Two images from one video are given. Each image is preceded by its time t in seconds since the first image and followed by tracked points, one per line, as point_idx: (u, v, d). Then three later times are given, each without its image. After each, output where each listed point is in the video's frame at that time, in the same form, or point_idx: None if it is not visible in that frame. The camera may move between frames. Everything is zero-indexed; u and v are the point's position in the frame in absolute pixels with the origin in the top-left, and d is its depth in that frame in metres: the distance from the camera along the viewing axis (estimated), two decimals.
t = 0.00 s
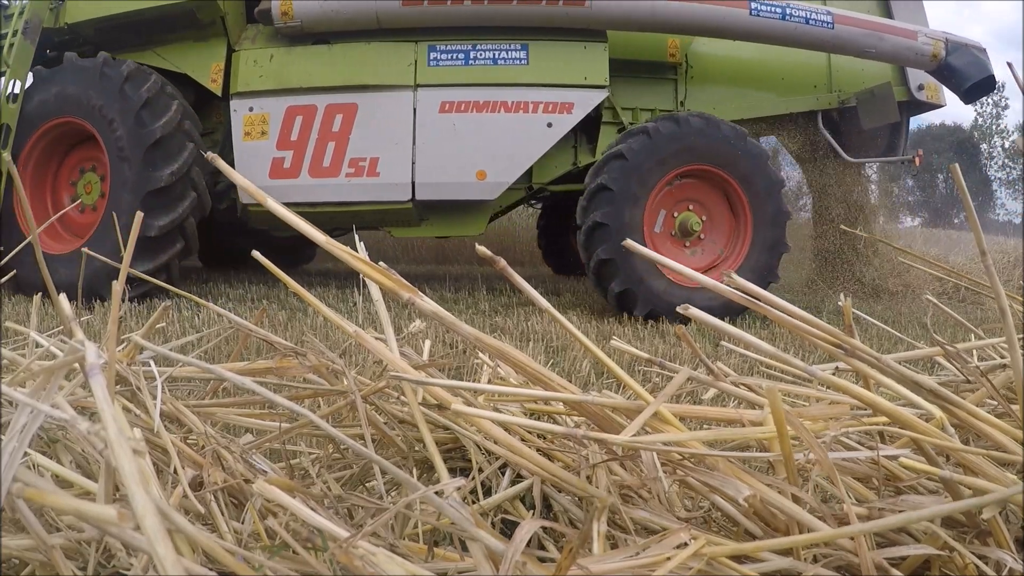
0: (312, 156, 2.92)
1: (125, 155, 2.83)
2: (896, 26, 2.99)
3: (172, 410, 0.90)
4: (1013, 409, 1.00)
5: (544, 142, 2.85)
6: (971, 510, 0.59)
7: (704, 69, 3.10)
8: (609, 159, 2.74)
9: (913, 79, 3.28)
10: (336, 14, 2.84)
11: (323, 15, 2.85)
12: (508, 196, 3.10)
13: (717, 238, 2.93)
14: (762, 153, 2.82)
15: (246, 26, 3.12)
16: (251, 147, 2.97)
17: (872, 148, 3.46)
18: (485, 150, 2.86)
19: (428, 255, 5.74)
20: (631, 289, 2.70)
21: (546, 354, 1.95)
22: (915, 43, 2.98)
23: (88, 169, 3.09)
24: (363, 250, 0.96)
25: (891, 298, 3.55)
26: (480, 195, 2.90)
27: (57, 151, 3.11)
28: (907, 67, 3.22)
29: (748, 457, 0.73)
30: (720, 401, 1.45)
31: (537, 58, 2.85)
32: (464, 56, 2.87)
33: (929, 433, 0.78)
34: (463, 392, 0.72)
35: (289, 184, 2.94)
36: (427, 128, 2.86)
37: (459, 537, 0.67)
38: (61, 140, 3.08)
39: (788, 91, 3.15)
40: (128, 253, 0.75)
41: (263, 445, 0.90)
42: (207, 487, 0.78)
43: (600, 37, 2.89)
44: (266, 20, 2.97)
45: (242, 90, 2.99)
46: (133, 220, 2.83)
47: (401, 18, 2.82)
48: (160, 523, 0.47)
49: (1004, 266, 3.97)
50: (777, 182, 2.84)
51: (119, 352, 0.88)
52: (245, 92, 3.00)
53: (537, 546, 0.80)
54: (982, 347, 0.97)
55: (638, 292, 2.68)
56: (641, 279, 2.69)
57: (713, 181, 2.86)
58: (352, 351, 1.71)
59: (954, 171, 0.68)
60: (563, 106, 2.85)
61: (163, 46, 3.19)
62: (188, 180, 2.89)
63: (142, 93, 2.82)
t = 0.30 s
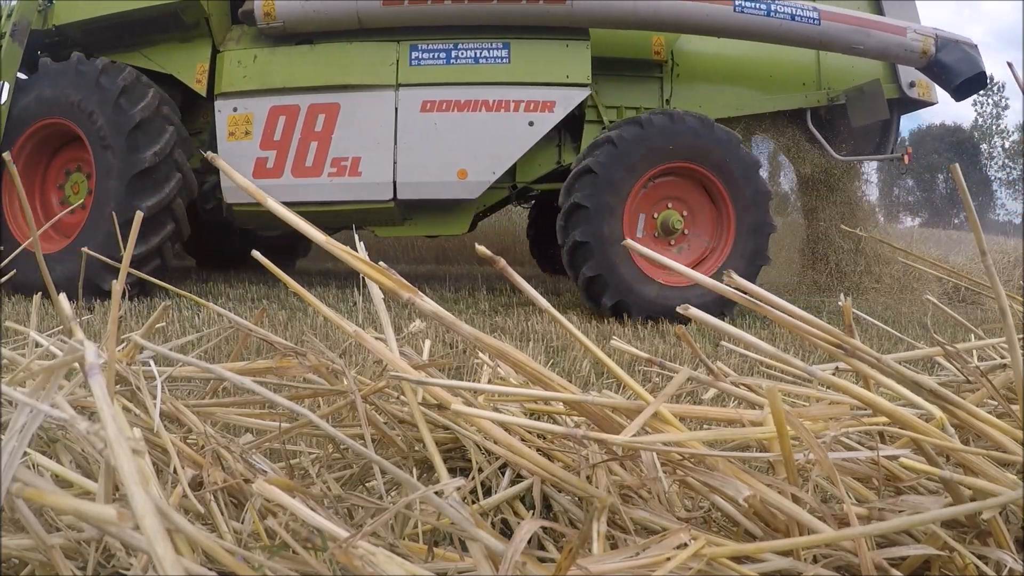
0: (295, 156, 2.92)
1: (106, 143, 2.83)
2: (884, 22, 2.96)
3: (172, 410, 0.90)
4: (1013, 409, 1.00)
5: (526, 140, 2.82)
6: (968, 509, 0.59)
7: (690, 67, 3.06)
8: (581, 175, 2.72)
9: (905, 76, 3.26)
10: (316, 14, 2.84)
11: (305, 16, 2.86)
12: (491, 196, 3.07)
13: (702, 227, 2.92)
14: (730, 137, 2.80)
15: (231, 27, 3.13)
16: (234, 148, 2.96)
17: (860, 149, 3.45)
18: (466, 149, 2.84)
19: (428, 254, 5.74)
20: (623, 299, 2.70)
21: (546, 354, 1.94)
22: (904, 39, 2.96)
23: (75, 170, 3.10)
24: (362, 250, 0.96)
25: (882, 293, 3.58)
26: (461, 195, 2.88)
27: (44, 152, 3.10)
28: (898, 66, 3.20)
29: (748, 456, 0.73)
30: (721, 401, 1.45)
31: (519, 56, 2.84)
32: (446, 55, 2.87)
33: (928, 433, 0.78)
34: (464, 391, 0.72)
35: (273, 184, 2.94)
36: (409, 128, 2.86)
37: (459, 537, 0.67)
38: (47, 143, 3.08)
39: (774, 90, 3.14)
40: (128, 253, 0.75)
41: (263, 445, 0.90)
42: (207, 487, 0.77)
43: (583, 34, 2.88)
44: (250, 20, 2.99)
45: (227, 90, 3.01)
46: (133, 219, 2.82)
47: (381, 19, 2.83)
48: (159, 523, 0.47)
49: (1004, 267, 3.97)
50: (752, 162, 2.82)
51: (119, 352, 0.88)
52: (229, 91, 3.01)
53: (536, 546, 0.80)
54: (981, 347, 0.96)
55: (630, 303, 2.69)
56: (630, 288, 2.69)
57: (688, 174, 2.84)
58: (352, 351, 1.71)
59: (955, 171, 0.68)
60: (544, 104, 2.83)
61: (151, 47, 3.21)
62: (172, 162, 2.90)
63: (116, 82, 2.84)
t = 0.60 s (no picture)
0: (281, 156, 2.92)
1: (91, 134, 2.85)
2: (874, 20, 2.92)
3: (172, 409, 0.90)
4: (1012, 409, 1.00)
5: (510, 139, 2.80)
6: (967, 510, 0.59)
7: (678, 65, 3.04)
8: (557, 191, 2.71)
9: (897, 75, 3.26)
10: (302, 14, 2.86)
11: (290, 17, 2.87)
12: (476, 196, 3.06)
13: (688, 220, 2.90)
14: (701, 126, 2.77)
15: (218, 27, 3.16)
16: (222, 147, 2.99)
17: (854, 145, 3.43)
18: (449, 148, 2.83)
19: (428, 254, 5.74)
20: (618, 308, 2.70)
21: (546, 354, 1.94)
22: (895, 36, 2.93)
23: (65, 171, 3.10)
24: (362, 248, 0.96)
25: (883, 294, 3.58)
26: (445, 194, 2.87)
27: (34, 155, 3.09)
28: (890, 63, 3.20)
29: (747, 456, 0.73)
30: (721, 402, 1.45)
31: (504, 55, 2.83)
32: (431, 55, 2.87)
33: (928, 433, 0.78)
34: (463, 391, 0.71)
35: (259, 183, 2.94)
36: (393, 127, 2.85)
37: (459, 537, 0.67)
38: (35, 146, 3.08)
39: (764, 88, 3.11)
40: (128, 252, 0.74)
41: (263, 444, 0.89)
42: (207, 487, 0.77)
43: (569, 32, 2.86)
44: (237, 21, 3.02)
45: (214, 90, 3.03)
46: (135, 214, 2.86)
47: (365, 18, 2.83)
48: (160, 522, 0.47)
49: (1004, 267, 3.97)
50: (728, 149, 2.79)
51: (118, 351, 0.87)
52: (216, 92, 3.03)
53: (536, 546, 0.80)
54: (981, 347, 0.96)
55: (626, 310, 2.69)
56: (623, 295, 2.69)
57: (665, 172, 2.82)
58: (352, 351, 1.71)
59: (956, 171, 0.68)
60: (529, 104, 2.80)
61: (139, 49, 3.23)
62: (157, 145, 2.92)
63: (95, 73, 2.87)
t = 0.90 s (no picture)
0: (266, 156, 2.93)
1: (74, 126, 2.87)
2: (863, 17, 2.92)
3: (172, 409, 0.90)
4: (1012, 409, 1.00)
5: (493, 138, 2.78)
6: (968, 509, 0.59)
7: (666, 64, 3.03)
8: (536, 208, 2.72)
9: (888, 73, 3.24)
10: (286, 15, 2.87)
11: (275, 17, 2.88)
12: (461, 195, 3.06)
13: (673, 214, 2.88)
14: (669, 118, 2.76)
15: (206, 28, 3.18)
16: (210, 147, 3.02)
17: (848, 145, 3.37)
18: (432, 147, 2.83)
19: (428, 254, 5.74)
20: (615, 314, 2.70)
21: (546, 353, 1.94)
22: (884, 33, 2.91)
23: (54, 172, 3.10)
24: (363, 248, 0.96)
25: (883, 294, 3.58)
26: (428, 193, 2.86)
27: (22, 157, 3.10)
28: (882, 61, 3.17)
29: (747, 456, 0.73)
30: (721, 401, 1.45)
31: (488, 55, 2.82)
32: (415, 55, 2.87)
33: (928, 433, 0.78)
34: (462, 390, 0.71)
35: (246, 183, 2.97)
36: (378, 127, 2.86)
37: (458, 537, 0.67)
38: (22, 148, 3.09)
39: (753, 87, 3.09)
40: (128, 251, 0.74)
41: (263, 444, 0.89)
42: (207, 486, 0.77)
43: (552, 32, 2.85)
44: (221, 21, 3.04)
45: (201, 91, 3.05)
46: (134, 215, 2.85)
47: (349, 18, 2.84)
48: (160, 522, 0.47)
49: (1005, 267, 3.97)
50: (701, 136, 2.78)
51: (118, 350, 0.87)
52: (203, 92, 3.05)
53: (536, 546, 0.80)
54: (981, 347, 0.96)
55: (622, 315, 2.69)
56: (616, 300, 2.69)
57: (641, 171, 2.82)
58: (352, 351, 1.71)
59: (956, 170, 0.68)
60: (513, 103, 2.78)
61: (128, 52, 3.24)
62: (141, 132, 2.94)
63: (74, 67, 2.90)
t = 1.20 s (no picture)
0: (250, 155, 2.93)
1: (55, 118, 2.88)
2: (849, 13, 2.92)
3: (173, 409, 0.89)
4: (1013, 409, 1.00)
5: (474, 137, 2.78)
6: (969, 510, 0.59)
7: (651, 62, 3.03)
8: (514, 227, 2.73)
9: (879, 71, 3.21)
10: (268, 15, 2.88)
11: (258, 18, 2.89)
12: (445, 194, 3.05)
13: (650, 207, 2.87)
14: (630, 113, 2.73)
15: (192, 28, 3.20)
16: (196, 146, 3.03)
17: (833, 146, 3.32)
18: (413, 145, 2.83)
19: (428, 254, 5.74)
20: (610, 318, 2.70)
21: (546, 353, 1.94)
22: (872, 30, 2.90)
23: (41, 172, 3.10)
24: (363, 248, 0.96)
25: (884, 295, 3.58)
26: (407, 191, 2.86)
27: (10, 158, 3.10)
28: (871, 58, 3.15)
29: (747, 456, 0.73)
30: (722, 401, 1.45)
31: (469, 54, 2.82)
32: (396, 54, 2.87)
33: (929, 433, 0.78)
34: (462, 390, 0.71)
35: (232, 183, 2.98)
36: (360, 126, 2.86)
37: (458, 537, 0.66)
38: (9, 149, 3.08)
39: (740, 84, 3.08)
40: (128, 250, 0.74)
41: (263, 443, 0.89)
42: (207, 486, 0.77)
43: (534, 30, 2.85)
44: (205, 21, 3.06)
45: (185, 91, 3.06)
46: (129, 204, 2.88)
47: (331, 18, 2.84)
48: (159, 521, 0.47)
49: (1005, 267, 3.97)
50: (666, 124, 2.76)
51: (119, 349, 0.87)
52: (188, 93, 3.07)
53: (536, 545, 0.80)
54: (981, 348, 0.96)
55: (620, 317, 2.69)
56: (610, 304, 2.70)
57: (611, 171, 2.81)
58: (352, 351, 1.71)
59: (957, 170, 0.68)
60: (494, 103, 2.78)
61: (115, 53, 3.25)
62: (122, 116, 2.98)
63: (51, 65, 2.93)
